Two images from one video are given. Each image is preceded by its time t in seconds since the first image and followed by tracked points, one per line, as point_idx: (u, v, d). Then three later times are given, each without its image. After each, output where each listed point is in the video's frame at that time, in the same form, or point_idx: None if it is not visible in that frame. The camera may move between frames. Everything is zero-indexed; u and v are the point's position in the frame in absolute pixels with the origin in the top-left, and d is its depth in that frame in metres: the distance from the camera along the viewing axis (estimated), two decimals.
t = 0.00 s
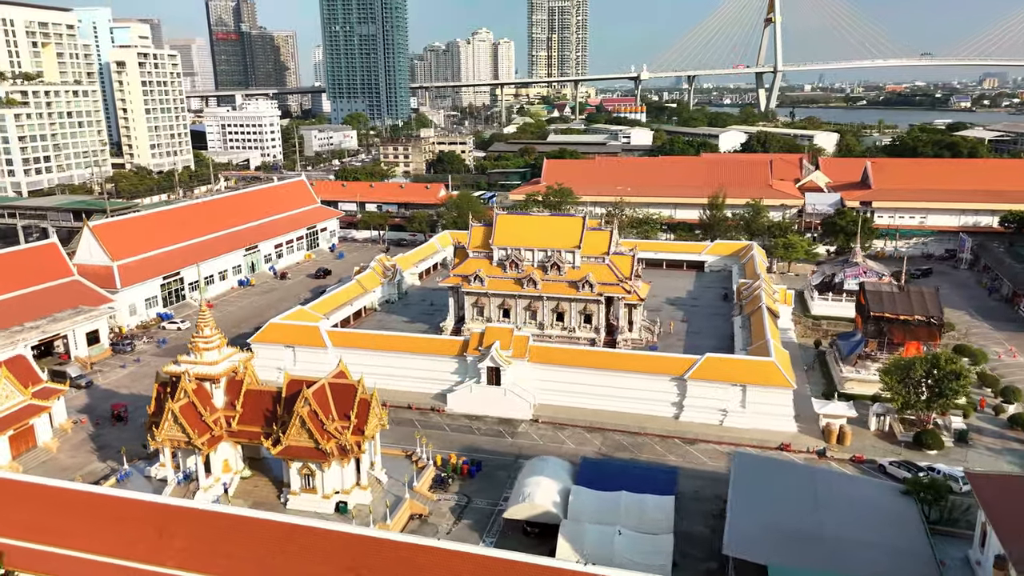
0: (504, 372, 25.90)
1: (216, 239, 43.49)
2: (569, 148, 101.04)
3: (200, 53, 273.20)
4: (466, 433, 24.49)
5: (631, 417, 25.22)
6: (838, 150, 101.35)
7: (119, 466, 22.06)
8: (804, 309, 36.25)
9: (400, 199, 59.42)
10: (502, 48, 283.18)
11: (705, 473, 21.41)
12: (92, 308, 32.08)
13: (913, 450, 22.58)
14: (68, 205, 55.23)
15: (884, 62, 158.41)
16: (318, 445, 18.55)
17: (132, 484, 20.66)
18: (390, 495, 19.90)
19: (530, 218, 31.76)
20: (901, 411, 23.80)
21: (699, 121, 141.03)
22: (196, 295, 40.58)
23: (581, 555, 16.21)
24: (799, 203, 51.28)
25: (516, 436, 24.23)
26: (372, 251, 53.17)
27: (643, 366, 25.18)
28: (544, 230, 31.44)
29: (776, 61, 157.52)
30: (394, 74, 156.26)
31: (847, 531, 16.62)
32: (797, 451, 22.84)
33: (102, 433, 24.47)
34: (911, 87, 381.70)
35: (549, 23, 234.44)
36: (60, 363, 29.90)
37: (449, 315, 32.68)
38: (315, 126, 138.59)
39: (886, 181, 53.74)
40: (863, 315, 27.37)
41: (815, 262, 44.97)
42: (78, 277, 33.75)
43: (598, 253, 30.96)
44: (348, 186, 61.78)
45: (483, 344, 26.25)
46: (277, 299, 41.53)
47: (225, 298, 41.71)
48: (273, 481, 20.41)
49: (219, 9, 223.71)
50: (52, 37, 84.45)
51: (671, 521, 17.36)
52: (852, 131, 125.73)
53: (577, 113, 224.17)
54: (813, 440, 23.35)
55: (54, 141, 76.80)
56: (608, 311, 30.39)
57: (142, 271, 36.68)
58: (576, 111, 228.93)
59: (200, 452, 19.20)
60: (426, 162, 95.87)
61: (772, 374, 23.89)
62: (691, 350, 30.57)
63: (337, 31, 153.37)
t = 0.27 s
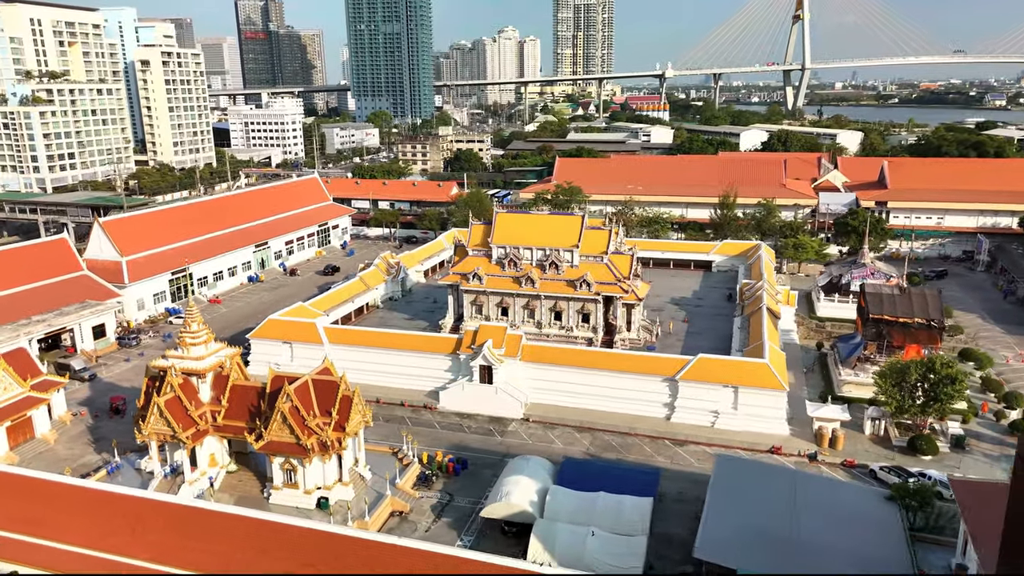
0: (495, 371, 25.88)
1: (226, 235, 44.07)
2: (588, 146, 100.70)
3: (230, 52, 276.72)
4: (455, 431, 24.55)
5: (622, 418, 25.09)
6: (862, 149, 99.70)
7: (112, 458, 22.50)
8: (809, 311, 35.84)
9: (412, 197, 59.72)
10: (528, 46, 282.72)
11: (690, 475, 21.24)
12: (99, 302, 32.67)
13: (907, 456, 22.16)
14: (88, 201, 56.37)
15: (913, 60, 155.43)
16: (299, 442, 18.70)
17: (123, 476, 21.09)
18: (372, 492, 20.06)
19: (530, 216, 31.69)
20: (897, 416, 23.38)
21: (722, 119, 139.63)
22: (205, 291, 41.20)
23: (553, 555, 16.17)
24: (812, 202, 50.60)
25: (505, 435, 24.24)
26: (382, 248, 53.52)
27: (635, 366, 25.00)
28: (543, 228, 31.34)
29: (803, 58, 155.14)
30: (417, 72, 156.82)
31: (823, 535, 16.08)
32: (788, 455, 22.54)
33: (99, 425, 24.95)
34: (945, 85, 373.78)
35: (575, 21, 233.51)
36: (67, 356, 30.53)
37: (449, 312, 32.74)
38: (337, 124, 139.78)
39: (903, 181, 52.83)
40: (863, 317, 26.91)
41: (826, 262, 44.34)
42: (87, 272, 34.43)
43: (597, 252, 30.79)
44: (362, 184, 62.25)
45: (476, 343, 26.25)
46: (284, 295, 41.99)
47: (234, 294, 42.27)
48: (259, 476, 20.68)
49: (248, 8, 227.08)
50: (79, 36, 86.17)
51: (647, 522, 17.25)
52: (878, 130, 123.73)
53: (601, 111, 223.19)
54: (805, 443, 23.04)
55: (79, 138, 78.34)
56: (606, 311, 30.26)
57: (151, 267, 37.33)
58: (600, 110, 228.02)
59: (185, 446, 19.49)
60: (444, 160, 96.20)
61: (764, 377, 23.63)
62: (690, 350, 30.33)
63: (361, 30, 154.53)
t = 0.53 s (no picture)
0: (491, 371, 25.89)
1: (232, 234, 44.37)
2: (599, 147, 100.47)
3: (246, 52, 278.87)
4: (450, 430, 24.58)
5: (616, 419, 25.02)
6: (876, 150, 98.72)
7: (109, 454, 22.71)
8: (813, 313, 35.57)
9: (419, 197, 59.89)
10: (542, 46, 282.42)
11: (681, 477, 21.16)
12: (103, 300, 33.00)
13: (903, 460, 21.95)
14: (99, 200, 56.99)
15: (930, 59, 153.68)
16: (288, 441, 18.77)
17: (118, 473, 21.29)
18: (362, 491, 20.10)
19: (529, 216, 31.66)
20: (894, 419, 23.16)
21: (735, 119, 138.78)
22: (210, 289, 41.52)
23: (537, 557, 16.14)
24: (820, 203, 50.19)
25: (499, 435, 24.24)
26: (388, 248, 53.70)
27: (630, 368, 24.91)
28: (543, 229, 31.30)
29: (818, 58, 153.88)
30: (431, 72, 157.11)
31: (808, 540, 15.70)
32: (782, 457, 22.38)
33: (98, 422, 25.22)
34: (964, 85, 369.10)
35: (590, 21, 232.95)
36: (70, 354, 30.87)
37: (449, 312, 32.77)
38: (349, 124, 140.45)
39: (912, 182, 52.30)
40: (862, 319, 26.71)
41: (832, 264, 43.98)
42: (92, 270, 34.81)
43: (596, 252, 30.69)
44: (370, 183, 62.51)
45: (472, 343, 26.26)
46: (288, 294, 42.22)
47: (238, 292, 42.56)
48: (250, 473, 20.79)
49: (264, 9, 228.75)
50: (93, 37, 87.06)
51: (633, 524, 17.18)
52: (892, 131, 122.51)
53: (614, 111, 222.50)
54: (800, 446, 22.86)
55: (92, 138, 79.14)
56: (605, 311, 30.19)
57: (155, 265, 37.67)
58: (614, 109, 227.28)
59: (177, 444, 19.62)
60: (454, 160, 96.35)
61: (759, 379, 23.47)
62: (689, 352, 30.19)
63: (375, 30, 155.17)
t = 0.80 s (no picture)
0: (486, 371, 25.88)
1: (238, 233, 44.69)
2: (609, 147, 100.15)
3: (262, 52, 280.71)
4: (444, 430, 24.59)
5: (611, 420, 24.94)
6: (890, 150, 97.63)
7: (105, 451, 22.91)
8: (816, 314, 35.31)
9: (427, 197, 60.01)
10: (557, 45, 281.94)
11: (672, 479, 21.05)
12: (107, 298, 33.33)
13: (899, 464, 21.71)
14: (109, 199, 57.55)
15: (948, 59, 151.83)
16: (278, 439, 18.87)
17: (113, 469, 21.50)
18: (352, 490, 20.19)
19: (529, 217, 31.63)
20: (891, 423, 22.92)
21: (749, 119, 137.84)
22: (215, 288, 41.84)
23: (520, 558, 16.12)
24: (827, 204, 49.76)
25: (493, 435, 24.22)
26: (394, 247, 53.84)
27: (624, 369, 24.81)
28: (542, 229, 31.27)
29: (834, 58, 152.44)
30: (444, 72, 157.34)
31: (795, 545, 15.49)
32: (777, 461, 22.19)
33: (97, 418, 25.48)
34: (985, 84, 363.83)
35: (604, 20, 232.37)
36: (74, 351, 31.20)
37: (448, 312, 32.79)
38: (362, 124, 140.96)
39: (922, 183, 51.73)
40: (861, 322, 26.49)
41: (838, 266, 43.57)
42: (97, 268, 35.17)
43: (595, 253, 30.61)
44: (378, 183, 62.74)
45: (468, 343, 26.27)
46: (292, 293, 42.47)
47: (243, 291, 42.85)
48: (242, 471, 20.94)
49: (280, 9, 230.22)
50: (108, 38, 88.01)
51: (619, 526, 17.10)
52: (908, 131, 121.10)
53: (628, 111, 221.65)
54: (795, 449, 22.69)
55: (106, 137, 79.94)
56: (604, 312, 30.12)
57: (160, 264, 38.02)
58: (627, 109, 226.44)
59: (169, 441, 19.80)
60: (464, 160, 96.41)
61: (754, 382, 23.31)
62: (688, 353, 30.03)
63: (389, 30, 155.63)
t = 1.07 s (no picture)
0: (482, 372, 25.88)
1: (244, 232, 45.01)
2: (620, 147, 99.86)
3: (278, 52, 282.66)
4: (438, 430, 24.61)
5: (606, 422, 24.85)
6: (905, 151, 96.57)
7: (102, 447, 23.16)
8: (820, 316, 34.97)
9: (434, 196, 60.13)
10: (571, 45, 281.47)
11: (663, 481, 20.95)
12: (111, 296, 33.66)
13: (894, 469, 21.46)
14: (120, 198, 58.16)
15: (966, 59, 150.00)
16: (267, 438, 18.95)
17: (108, 466, 21.71)
18: (342, 489, 20.26)
19: (529, 217, 31.61)
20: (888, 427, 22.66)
21: (762, 119, 136.91)
22: (220, 287, 42.16)
23: (504, 559, 16.13)
24: (835, 205, 49.37)
25: (486, 435, 24.21)
26: (400, 246, 54.00)
27: (619, 370, 24.72)
28: (542, 230, 31.24)
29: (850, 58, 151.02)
30: (457, 72, 157.55)
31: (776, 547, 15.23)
32: (770, 464, 22.02)
33: (96, 415, 25.76)
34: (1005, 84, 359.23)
35: (619, 20, 231.78)
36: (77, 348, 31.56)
37: (448, 312, 32.83)
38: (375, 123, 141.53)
39: (932, 184, 51.18)
40: (860, 324, 26.25)
41: (844, 267, 43.20)
42: (102, 267, 35.54)
43: (594, 253, 30.49)
44: (386, 183, 62.98)
45: (464, 343, 26.29)
46: (296, 292, 42.69)
47: (248, 290, 43.14)
48: (234, 469, 21.06)
49: (296, 10, 231.73)
50: (122, 38, 88.97)
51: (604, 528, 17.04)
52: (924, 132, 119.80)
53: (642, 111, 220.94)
54: (789, 452, 22.52)
55: (119, 137, 80.76)
56: (602, 313, 30.03)
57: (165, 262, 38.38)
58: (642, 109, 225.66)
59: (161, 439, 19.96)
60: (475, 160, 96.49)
61: (749, 384, 23.15)
62: (687, 354, 29.88)
63: (403, 30, 156.11)
